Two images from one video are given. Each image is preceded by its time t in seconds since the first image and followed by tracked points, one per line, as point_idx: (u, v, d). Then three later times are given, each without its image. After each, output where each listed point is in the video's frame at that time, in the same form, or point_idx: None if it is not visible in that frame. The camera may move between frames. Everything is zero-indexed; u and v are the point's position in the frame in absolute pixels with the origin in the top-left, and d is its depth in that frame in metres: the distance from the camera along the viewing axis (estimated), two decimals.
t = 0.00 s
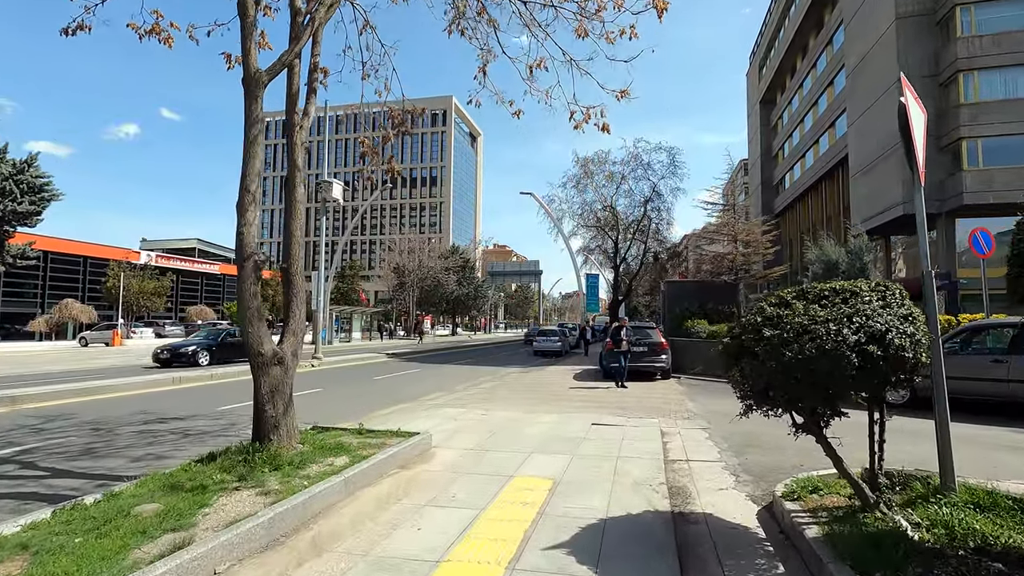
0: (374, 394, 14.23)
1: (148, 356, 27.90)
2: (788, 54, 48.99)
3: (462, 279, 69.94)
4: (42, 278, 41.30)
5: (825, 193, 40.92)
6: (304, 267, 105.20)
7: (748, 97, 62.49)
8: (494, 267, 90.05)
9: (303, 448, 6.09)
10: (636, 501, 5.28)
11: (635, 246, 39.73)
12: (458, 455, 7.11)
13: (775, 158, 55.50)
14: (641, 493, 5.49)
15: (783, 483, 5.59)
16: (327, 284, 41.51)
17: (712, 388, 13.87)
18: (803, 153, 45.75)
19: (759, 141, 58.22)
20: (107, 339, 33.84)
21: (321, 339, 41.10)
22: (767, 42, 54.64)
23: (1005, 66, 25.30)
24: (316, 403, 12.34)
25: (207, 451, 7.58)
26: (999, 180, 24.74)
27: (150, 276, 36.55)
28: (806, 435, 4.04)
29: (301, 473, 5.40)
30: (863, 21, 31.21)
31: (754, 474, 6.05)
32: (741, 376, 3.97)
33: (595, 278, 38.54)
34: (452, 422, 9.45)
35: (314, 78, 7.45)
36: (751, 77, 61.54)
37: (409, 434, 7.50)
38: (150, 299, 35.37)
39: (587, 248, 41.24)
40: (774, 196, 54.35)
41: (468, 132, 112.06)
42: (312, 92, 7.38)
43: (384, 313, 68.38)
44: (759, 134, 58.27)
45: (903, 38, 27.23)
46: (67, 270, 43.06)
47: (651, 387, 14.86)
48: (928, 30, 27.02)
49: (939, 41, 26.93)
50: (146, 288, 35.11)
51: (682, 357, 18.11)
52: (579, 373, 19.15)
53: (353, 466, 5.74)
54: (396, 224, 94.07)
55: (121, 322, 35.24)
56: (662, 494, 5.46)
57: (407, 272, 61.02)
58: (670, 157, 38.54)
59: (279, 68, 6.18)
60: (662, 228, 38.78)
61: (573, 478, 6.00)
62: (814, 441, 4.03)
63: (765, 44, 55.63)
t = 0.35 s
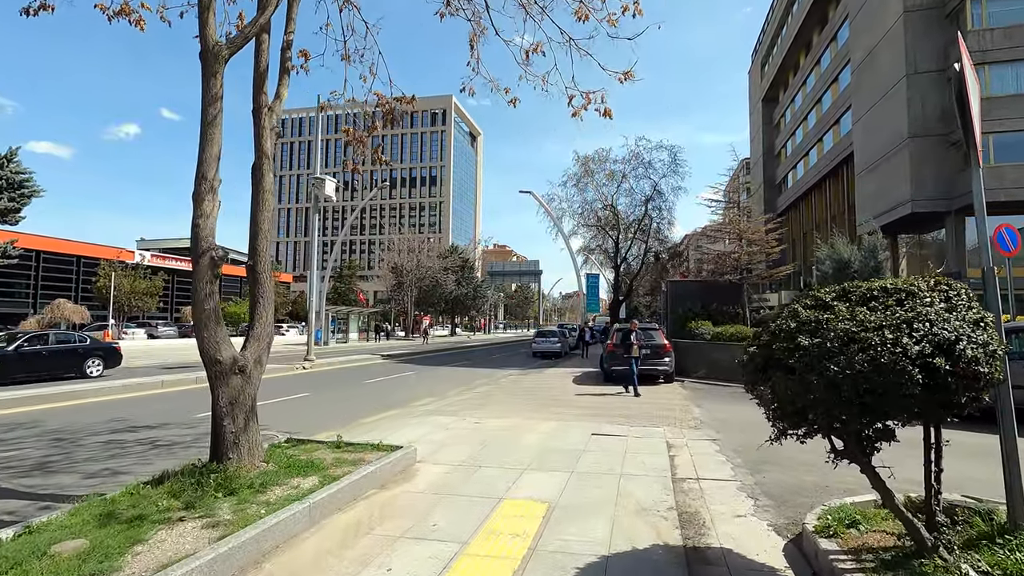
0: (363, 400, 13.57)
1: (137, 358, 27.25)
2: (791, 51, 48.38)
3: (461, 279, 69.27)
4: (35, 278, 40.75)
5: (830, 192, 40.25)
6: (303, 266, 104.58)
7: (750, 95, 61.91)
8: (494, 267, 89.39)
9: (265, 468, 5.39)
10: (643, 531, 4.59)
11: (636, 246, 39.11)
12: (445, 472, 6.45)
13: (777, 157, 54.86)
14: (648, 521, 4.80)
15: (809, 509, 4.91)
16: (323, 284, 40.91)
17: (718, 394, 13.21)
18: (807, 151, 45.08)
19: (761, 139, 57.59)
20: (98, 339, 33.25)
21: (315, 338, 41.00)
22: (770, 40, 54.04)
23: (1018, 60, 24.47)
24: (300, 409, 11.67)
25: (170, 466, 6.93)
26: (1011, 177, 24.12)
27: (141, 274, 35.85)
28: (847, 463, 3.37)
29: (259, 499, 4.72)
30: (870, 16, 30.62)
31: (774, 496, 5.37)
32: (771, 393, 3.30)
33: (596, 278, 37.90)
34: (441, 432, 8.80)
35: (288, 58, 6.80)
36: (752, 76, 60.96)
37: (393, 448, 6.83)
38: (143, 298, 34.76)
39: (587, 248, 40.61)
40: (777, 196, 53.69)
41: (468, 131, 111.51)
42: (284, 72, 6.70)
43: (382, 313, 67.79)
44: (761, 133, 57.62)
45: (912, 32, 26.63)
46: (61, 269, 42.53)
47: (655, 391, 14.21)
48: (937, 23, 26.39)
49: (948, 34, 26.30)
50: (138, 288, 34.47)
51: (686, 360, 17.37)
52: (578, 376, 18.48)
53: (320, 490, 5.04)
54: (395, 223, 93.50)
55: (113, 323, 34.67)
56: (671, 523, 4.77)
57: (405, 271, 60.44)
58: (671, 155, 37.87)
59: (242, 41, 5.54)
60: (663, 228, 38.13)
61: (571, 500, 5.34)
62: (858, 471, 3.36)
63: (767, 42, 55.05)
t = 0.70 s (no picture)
0: (350, 405, 12.92)
1: (125, 358, 26.63)
2: (794, 47, 47.76)
3: (460, 279, 68.70)
4: (27, 278, 40.19)
5: (834, 190, 39.64)
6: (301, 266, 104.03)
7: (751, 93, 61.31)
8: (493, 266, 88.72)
9: (216, 488, 4.74)
10: (642, 562, 3.99)
11: (636, 245, 38.51)
12: (426, 488, 5.85)
13: (779, 155, 54.28)
14: (649, 550, 4.18)
15: (835, 537, 4.28)
16: (319, 283, 40.33)
17: (722, 397, 12.60)
18: (809, 149, 44.46)
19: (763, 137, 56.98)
20: (89, 339, 32.62)
21: (311, 339, 40.27)
22: (772, 36, 53.44)
23: None
24: (280, 416, 11.04)
25: (126, 479, 6.36)
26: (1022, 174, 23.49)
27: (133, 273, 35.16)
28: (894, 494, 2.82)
29: (202, 525, 4.11)
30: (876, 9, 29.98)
31: (792, 518, 4.77)
32: (803, 410, 2.73)
33: (596, 277, 37.26)
34: (428, 440, 8.22)
35: (253, 33, 6.19)
36: (754, 73, 60.37)
37: (370, 461, 6.22)
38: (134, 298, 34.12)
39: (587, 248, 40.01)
40: (779, 195, 53.11)
41: (467, 130, 111.11)
42: (250, 47, 6.11)
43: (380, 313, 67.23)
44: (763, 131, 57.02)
45: (918, 26, 26.00)
46: (53, 268, 41.96)
47: (657, 394, 13.61)
48: (946, 17, 25.74)
49: (956, 28, 25.67)
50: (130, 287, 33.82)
51: (688, 360, 16.72)
52: (577, 377, 17.88)
53: (275, 514, 4.40)
54: (394, 222, 92.99)
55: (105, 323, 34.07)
56: (676, 552, 4.15)
57: (403, 270, 59.94)
58: (672, 153, 37.22)
59: (192, 5, 4.91)
60: (664, 227, 37.54)
61: (563, 524, 4.72)
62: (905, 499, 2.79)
63: (769, 39, 54.46)
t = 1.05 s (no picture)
0: (338, 407, 12.30)
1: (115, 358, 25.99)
2: (797, 44, 47.18)
3: (459, 278, 68.06)
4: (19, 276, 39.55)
5: (838, 188, 39.04)
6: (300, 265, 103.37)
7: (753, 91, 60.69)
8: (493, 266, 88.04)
9: (159, 508, 4.10)
10: None
11: (637, 243, 37.88)
12: (408, 502, 5.24)
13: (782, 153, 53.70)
14: None
15: (879, 568, 3.66)
16: (314, 282, 39.73)
17: (729, 400, 11.99)
18: (813, 146, 43.89)
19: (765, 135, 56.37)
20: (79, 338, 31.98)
21: (307, 339, 39.71)
22: (774, 32, 52.83)
23: None
24: (263, 419, 10.44)
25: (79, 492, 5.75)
26: None
27: (125, 271, 34.37)
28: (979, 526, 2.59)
29: (135, 555, 3.48)
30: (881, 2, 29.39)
31: (822, 542, 4.15)
32: (873, 421, 2.60)
33: (596, 276, 36.62)
34: (416, 447, 7.61)
35: None
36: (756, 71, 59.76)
37: (348, 473, 5.57)
38: (126, 297, 33.42)
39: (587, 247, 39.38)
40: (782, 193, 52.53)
41: (467, 129, 110.76)
42: (212, 11, 5.48)
43: (377, 312, 66.64)
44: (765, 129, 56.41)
45: (927, 17, 25.38)
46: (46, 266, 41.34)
47: (660, 396, 12.99)
48: (955, 8, 25.13)
49: (966, 19, 25.07)
50: (123, 285, 33.14)
51: (691, 361, 16.10)
52: (577, 378, 17.25)
53: (226, 539, 3.76)
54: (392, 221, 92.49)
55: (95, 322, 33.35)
56: None
57: (401, 269, 59.36)
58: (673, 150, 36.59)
59: None
60: (665, 225, 36.94)
61: (560, 549, 4.10)
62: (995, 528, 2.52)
63: (771, 35, 53.87)
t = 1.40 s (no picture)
0: (326, 413, 11.70)
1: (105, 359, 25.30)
2: (801, 40, 46.49)
3: (458, 278, 67.32)
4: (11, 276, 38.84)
5: (842, 186, 38.41)
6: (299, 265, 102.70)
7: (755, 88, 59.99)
8: (492, 266, 87.31)
9: (82, 549, 3.46)
10: None
11: (639, 243, 37.22)
12: (386, 530, 4.60)
13: (785, 151, 53.05)
14: None
15: None
16: (310, 282, 39.14)
17: (738, 406, 11.37)
18: (817, 144, 43.26)
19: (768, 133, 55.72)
20: (70, 338, 31.39)
21: (303, 339, 39.11)
22: (777, 29, 52.15)
23: None
24: (242, 428, 9.80)
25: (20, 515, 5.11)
26: None
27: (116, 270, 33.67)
28: None
29: None
30: None
31: None
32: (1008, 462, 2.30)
33: (596, 276, 35.98)
34: (403, 460, 6.97)
35: None
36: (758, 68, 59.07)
37: (316, 496, 4.92)
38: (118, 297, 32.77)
39: (588, 246, 38.73)
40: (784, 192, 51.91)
41: (467, 128, 110.32)
42: None
43: (376, 312, 66.09)
44: (767, 126, 55.77)
45: (937, 9, 24.70)
46: (39, 266, 40.65)
47: (664, 401, 12.36)
48: None
49: (977, 12, 24.41)
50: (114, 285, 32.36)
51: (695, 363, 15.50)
52: (576, 381, 16.65)
53: None
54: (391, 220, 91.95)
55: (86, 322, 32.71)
56: None
57: (400, 269, 58.80)
58: (675, 148, 35.96)
59: None
60: (667, 224, 36.29)
61: None
62: None
63: (774, 32, 53.19)
